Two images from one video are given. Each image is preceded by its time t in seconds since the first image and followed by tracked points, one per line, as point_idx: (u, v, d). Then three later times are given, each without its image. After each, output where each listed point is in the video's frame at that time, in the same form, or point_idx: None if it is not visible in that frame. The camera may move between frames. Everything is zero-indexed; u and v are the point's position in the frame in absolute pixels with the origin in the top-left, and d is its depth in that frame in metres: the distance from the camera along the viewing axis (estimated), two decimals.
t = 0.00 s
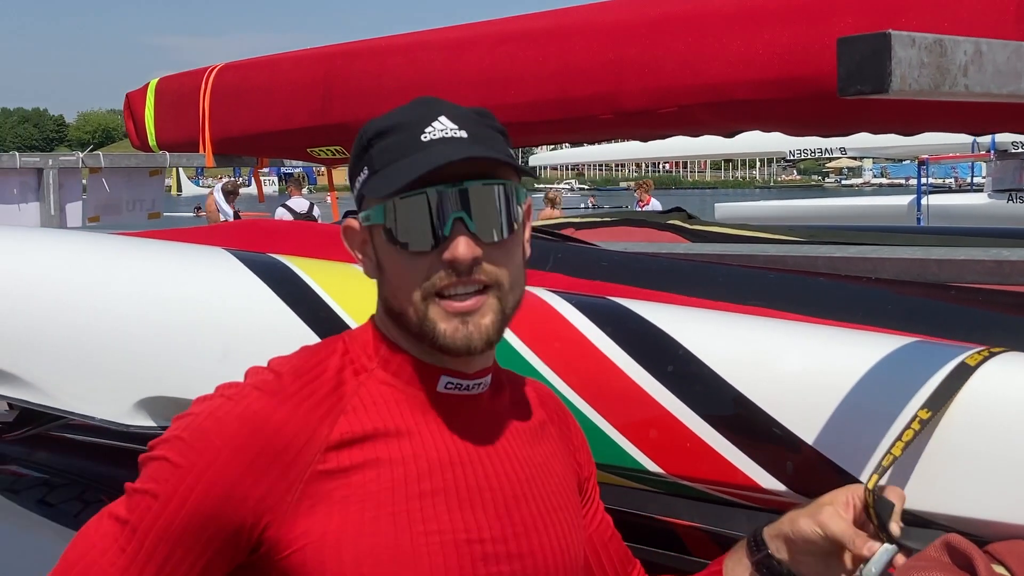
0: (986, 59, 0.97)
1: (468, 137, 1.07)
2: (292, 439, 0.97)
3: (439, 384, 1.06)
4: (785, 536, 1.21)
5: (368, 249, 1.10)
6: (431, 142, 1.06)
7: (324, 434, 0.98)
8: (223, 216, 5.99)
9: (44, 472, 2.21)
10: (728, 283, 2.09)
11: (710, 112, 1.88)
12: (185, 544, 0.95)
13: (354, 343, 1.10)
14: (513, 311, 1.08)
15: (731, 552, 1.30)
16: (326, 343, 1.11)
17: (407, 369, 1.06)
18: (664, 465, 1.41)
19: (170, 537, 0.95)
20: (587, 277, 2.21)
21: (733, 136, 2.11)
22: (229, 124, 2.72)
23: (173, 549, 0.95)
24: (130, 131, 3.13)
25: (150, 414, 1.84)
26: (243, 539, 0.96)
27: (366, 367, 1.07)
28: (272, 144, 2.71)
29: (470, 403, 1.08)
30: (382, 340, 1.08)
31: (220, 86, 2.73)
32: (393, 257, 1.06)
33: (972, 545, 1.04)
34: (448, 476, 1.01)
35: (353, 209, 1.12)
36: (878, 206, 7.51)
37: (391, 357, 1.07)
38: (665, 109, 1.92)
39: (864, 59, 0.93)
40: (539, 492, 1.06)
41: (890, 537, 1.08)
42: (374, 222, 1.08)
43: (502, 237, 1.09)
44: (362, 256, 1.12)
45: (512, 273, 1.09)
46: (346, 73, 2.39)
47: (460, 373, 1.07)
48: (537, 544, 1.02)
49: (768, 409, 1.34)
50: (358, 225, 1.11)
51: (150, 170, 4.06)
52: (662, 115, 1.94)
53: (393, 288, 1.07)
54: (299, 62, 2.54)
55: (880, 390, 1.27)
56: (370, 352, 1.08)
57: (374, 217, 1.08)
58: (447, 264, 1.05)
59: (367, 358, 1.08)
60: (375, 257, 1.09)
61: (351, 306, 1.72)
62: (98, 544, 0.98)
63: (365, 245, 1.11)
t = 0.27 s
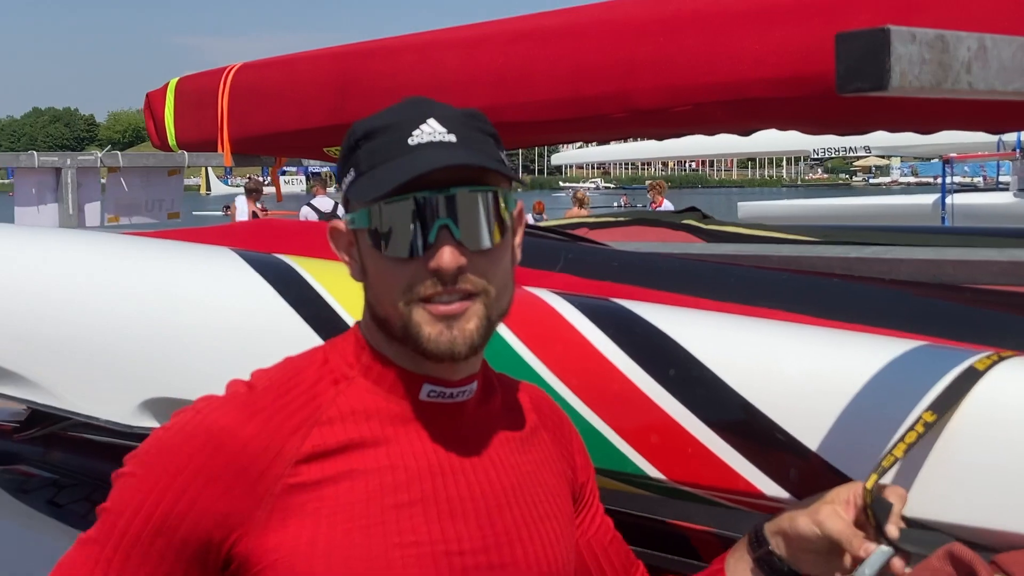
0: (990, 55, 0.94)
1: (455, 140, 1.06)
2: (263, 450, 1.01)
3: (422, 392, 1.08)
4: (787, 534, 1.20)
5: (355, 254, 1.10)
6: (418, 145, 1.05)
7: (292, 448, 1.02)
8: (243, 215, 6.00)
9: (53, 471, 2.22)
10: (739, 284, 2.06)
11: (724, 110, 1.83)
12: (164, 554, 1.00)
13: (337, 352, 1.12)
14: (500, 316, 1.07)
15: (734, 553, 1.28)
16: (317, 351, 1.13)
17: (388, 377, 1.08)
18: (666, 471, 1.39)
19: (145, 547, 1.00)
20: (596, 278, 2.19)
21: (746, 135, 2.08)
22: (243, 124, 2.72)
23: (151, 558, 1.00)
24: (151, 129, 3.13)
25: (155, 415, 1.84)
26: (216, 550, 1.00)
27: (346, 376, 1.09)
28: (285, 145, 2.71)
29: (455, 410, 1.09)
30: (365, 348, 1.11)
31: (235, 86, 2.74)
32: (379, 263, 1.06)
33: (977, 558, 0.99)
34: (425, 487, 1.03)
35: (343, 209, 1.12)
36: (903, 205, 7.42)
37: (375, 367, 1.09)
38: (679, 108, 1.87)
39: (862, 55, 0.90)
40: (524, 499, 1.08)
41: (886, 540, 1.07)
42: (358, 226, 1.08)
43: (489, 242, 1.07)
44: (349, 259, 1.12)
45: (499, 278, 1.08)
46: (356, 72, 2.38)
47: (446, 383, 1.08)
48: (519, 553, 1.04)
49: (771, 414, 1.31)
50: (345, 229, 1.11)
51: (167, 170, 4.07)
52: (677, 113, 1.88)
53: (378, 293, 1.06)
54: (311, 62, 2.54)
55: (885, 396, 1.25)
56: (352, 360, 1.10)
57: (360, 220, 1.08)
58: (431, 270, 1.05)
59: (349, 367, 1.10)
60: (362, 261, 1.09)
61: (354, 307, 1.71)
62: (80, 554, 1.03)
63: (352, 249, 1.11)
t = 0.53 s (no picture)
0: (988, 52, 0.90)
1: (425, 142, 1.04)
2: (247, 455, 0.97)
3: (383, 398, 1.04)
4: (776, 554, 1.15)
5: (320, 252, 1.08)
6: (387, 143, 1.02)
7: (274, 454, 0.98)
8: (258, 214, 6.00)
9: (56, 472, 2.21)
10: (743, 284, 2.03)
11: (733, 108, 1.77)
12: None
13: (296, 359, 1.07)
14: (465, 322, 1.05)
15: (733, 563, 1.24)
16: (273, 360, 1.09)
17: (349, 383, 1.04)
18: (660, 478, 1.37)
19: None
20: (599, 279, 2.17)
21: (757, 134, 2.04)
22: (252, 123, 2.70)
23: None
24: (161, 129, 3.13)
25: (152, 416, 1.83)
26: None
27: (307, 384, 1.05)
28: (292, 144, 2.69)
29: (419, 417, 1.06)
30: (325, 354, 1.06)
31: (248, 85, 2.72)
32: (343, 262, 1.03)
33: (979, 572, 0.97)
34: (396, 494, 1.01)
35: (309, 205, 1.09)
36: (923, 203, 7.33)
37: (335, 373, 1.05)
38: (686, 105, 1.82)
39: (853, 51, 0.87)
40: (489, 507, 1.06)
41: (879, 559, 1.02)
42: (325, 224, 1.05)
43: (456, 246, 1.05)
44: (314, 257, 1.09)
45: (464, 283, 1.06)
46: (358, 71, 2.36)
47: (408, 387, 1.05)
48: (485, 561, 1.03)
49: (767, 420, 1.28)
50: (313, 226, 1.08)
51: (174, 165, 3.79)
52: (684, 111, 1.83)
53: (340, 293, 1.04)
54: (315, 61, 2.52)
55: (884, 402, 1.22)
56: (312, 366, 1.06)
57: (325, 218, 1.05)
58: (396, 272, 1.02)
59: (309, 374, 1.06)
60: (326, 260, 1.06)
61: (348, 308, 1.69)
62: None
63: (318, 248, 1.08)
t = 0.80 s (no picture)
0: (980, 43, 0.88)
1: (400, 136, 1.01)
2: (247, 444, 0.93)
3: (360, 397, 1.01)
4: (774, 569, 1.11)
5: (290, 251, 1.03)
6: (361, 138, 0.99)
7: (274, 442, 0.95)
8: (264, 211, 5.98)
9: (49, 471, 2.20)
10: (742, 283, 2.00)
11: (736, 104, 1.71)
12: None
13: (269, 353, 1.03)
14: (440, 321, 1.03)
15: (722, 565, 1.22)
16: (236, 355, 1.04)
17: (326, 380, 1.01)
18: (649, 479, 1.36)
19: None
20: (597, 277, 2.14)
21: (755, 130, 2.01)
22: (252, 120, 2.68)
23: None
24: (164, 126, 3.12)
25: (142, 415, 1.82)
26: None
27: (284, 380, 1.01)
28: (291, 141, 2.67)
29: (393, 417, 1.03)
30: (299, 350, 1.02)
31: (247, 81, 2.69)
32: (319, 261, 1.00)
33: None
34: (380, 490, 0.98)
35: (276, 201, 1.05)
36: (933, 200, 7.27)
37: (310, 370, 1.01)
38: (687, 102, 1.77)
39: (839, 42, 0.85)
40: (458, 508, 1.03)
41: (882, 573, 0.98)
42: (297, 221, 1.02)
43: (428, 248, 1.04)
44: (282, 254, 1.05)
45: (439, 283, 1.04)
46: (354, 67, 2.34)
47: (382, 385, 1.02)
48: (459, 563, 1.01)
49: (758, 422, 1.26)
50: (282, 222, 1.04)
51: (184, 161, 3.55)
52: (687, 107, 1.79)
53: (314, 293, 1.00)
54: (312, 57, 2.50)
55: (879, 404, 1.19)
56: (286, 363, 1.02)
57: (297, 215, 1.01)
58: (375, 271, 1.00)
59: (284, 370, 1.01)
60: (296, 259, 1.02)
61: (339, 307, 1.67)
62: None
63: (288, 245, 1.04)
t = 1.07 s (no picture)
0: (981, 37, 0.85)
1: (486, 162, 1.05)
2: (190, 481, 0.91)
3: (352, 409, 1.00)
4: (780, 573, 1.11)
5: (348, 256, 0.98)
6: (467, 161, 1.01)
7: (225, 471, 0.93)
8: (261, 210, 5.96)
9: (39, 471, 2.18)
10: (738, 282, 1.98)
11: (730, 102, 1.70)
12: None
13: (250, 366, 1.00)
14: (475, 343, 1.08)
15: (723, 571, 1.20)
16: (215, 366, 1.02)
17: (316, 394, 1.00)
18: (643, 482, 1.33)
19: None
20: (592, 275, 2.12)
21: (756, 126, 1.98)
22: (247, 116, 2.65)
23: None
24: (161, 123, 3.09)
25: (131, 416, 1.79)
26: None
27: (267, 396, 0.99)
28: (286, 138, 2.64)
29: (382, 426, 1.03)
30: (286, 363, 1.00)
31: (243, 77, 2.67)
32: (399, 277, 0.98)
33: None
34: (361, 508, 0.97)
35: (335, 206, 0.97)
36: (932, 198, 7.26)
37: (298, 381, 1.00)
38: (684, 98, 1.75)
39: (838, 35, 0.82)
40: (454, 512, 1.02)
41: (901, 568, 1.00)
42: (400, 236, 0.97)
43: (486, 257, 1.06)
44: (324, 257, 0.99)
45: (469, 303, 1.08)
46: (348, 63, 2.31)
47: (377, 397, 1.01)
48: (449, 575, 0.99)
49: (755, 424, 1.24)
50: (346, 225, 0.97)
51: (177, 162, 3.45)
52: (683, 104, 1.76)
53: (391, 311, 0.98)
54: (307, 53, 2.48)
55: (878, 405, 1.16)
56: (269, 377, 1.00)
57: (402, 231, 0.97)
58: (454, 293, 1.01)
59: (269, 384, 0.99)
60: (366, 271, 0.97)
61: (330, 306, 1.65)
62: None
63: (344, 249, 0.98)
